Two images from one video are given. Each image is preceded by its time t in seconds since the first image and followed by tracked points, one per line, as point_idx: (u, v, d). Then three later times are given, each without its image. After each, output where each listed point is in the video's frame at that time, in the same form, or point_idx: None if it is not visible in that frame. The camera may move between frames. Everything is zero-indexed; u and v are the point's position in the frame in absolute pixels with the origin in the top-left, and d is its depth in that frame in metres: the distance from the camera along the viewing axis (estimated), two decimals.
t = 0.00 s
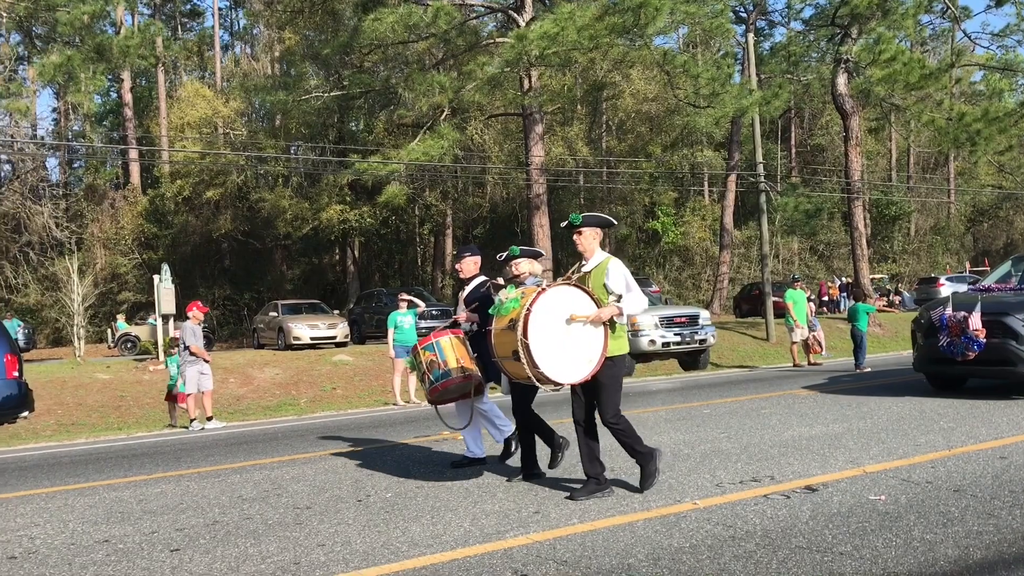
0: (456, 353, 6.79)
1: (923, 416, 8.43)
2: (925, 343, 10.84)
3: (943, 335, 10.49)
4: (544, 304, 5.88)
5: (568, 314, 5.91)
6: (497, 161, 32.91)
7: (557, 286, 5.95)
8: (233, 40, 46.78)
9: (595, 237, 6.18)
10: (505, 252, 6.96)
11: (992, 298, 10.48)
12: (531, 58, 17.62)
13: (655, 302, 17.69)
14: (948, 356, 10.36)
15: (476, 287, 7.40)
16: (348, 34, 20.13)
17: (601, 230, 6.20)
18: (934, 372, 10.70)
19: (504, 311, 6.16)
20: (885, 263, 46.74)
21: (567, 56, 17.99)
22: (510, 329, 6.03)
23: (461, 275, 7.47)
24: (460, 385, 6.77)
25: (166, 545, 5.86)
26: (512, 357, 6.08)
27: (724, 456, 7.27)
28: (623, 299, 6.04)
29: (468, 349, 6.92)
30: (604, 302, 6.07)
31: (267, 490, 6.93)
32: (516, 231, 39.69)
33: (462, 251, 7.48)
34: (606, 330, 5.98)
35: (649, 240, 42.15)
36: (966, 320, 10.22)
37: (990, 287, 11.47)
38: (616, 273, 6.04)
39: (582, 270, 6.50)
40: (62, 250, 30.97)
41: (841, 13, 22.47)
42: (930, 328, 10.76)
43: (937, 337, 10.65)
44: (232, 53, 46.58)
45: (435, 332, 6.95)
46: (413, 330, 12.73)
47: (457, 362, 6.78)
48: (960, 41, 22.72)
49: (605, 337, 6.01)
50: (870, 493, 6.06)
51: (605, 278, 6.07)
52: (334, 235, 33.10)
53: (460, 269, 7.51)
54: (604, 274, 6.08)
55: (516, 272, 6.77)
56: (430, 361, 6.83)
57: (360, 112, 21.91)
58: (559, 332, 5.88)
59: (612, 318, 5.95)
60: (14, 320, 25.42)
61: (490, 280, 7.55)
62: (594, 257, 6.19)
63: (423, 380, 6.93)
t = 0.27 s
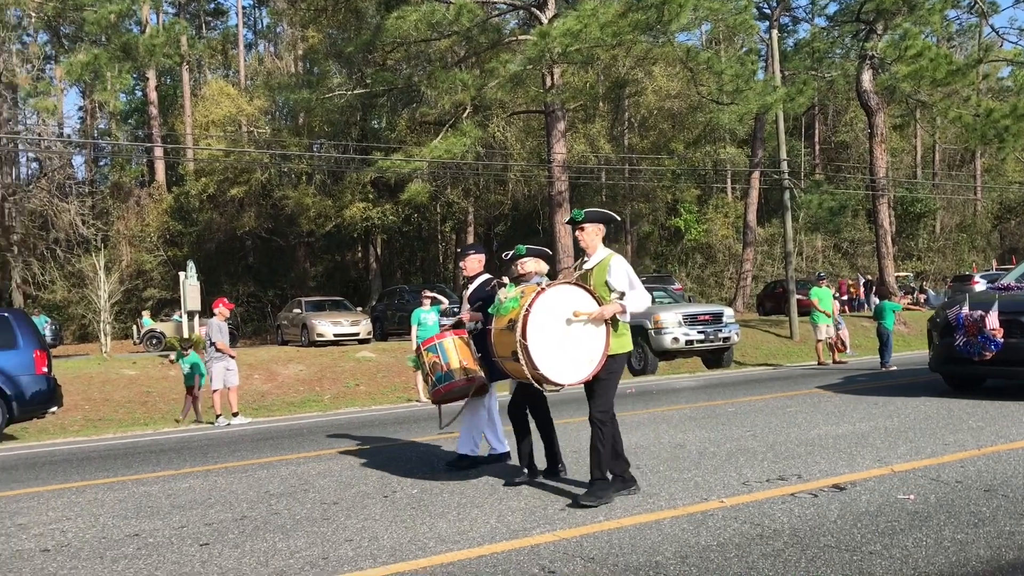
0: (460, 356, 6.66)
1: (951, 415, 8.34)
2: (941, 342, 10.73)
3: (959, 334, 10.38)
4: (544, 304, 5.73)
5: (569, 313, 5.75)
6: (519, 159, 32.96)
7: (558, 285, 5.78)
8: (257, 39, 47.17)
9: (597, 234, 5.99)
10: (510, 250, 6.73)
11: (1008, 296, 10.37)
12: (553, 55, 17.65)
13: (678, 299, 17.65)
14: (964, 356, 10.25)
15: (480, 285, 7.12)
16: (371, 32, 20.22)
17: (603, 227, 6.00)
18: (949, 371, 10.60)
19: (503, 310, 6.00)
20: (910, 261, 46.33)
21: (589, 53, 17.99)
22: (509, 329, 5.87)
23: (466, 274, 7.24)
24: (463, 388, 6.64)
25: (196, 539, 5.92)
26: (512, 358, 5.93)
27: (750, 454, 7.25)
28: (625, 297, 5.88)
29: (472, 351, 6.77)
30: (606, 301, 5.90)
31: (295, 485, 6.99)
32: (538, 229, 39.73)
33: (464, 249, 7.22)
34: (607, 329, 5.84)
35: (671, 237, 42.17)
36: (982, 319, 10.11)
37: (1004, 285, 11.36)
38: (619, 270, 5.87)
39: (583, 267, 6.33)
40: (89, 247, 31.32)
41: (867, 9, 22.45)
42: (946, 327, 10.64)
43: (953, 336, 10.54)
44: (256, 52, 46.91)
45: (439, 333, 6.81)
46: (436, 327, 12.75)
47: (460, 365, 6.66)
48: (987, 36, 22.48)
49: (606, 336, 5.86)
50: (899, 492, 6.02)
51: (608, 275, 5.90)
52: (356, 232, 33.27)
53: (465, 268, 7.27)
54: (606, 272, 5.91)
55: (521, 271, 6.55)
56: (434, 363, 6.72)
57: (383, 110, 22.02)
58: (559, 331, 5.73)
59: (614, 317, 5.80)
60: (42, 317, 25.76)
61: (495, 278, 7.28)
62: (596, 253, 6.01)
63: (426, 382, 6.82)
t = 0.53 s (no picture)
0: (462, 360, 6.55)
1: (982, 415, 8.22)
2: (960, 344, 10.55)
3: (979, 334, 10.24)
4: (546, 304, 5.60)
5: (572, 312, 5.62)
6: (543, 157, 32.95)
7: (561, 286, 5.64)
8: (283, 39, 47.55)
9: (603, 235, 5.94)
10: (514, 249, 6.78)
11: None
12: (578, 53, 17.62)
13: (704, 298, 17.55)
14: (984, 357, 10.10)
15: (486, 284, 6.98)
16: (397, 31, 20.33)
17: (609, 227, 5.94)
18: (968, 373, 10.42)
19: (504, 308, 5.88)
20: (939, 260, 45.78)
21: (614, 51, 17.95)
22: (510, 327, 5.74)
23: (474, 273, 7.20)
24: (466, 394, 6.53)
25: (225, 534, 5.96)
26: (510, 356, 5.79)
27: (778, 454, 7.20)
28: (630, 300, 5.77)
29: (476, 355, 6.63)
30: (610, 302, 5.79)
31: (323, 482, 7.03)
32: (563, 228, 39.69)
33: (472, 248, 7.14)
34: (611, 331, 5.71)
35: (696, 236, 42.07)
36: (1003, 319, 9.98)
37: None
38: (624, 272, 5.78)
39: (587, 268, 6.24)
40: (117, 246, 31.69)
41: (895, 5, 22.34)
42: (965, 328, 10.49)
43: (972, 337, 10.38)
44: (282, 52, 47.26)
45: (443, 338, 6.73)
46: (461, 325, 12.77)
47: (462, 369, 6.55)
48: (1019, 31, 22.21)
49: (609, 338, 5.73)
50: (930, 493, 5.95)
51: (613, 277, 5.81)
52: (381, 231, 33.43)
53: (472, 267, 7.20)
54: (611, 273, 5.82)
55: (526, 271, 6.41)
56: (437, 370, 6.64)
57: (408, 109, 22.10)
58: (560, 331, 5.60)
59: (618, 319, 5.68)
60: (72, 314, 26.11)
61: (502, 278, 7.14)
62: (603, 253, 5.95)
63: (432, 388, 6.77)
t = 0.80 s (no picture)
0: (472, 367, 6.65)
1: (1016, 418, 8.10)
2: (981, 346, 10.38)
3: (1001, 336, 10.09)
4: (549, 304, 5.52)
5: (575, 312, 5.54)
6: (569, 157, 32.95)
7: (563, 286, 5.57)
8: (310, 41, 47.96)
9: (608, 231, 5.76)
10: (515, 251, 6.68)
11: None
12: (603, 54, 17.61)
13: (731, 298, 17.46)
14: (1007, 359, 9.94)
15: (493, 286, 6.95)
16: (423, 33, 20.39)
17: (615, 223, 5.77)
18: (989, 376, 10.24)
19: (508, 310, 5.84)
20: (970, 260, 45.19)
21: (640, 51, 17.92)
22: (513, 329, 5.71)
23: (482, 274, 7.08)
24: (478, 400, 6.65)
25: (256, 532, 6.02)
26: (515, 359, 5.76)
27: (807, 455, 7.16)
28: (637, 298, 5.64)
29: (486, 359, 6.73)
30: (617, 301, 5.67)
31: (351, 481, 7.08)
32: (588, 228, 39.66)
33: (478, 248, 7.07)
34: (617, 331, 5.60)
35: (723, 237, 41.97)
36: None
37: None
38: (630, 269, 5.64)
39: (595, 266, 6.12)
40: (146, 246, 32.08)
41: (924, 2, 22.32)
42: (986, 330, 10.33)
43: (994, 339, 10.21)
44: (309, 54, 47.64)
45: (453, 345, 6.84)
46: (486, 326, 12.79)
47: (473, 376, 6.65)
48: None
49: (617, 338, 5.63)
50: (963, 495, 5.89)
51: (618, 275, 5.67)
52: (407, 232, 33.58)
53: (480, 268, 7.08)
54: (617, 271, 5.68)
55: (527, 271, 6.50)
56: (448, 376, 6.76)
57: (434, 110, 22.20)
58: (564, 333, 5.53)
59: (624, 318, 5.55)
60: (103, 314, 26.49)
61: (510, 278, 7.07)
62: (609, 251, 5.79)
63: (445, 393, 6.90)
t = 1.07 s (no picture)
0: (484, 377, 6.79)
1: None
2: (1001, 349, 10.18)
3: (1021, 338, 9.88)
4: (547, 308, 5.41)
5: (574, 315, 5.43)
6: (593, 158, 32.90)
7: (561, 290, 5.46)
8: (335, 44, 48.26)
9: (605, 235, 5.71)
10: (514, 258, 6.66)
11: None
12: (628, 55, 17.57)
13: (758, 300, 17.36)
14: None
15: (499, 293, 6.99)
16: (448, 35, 20.37)
17: (611, 228, 5.72)
18: (1011, 379, 10.03)
19: (505, 316, 5.73)
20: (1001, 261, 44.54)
21: (666, 52, 17.87)
22: (510, 334, 5.58)
23: (489, 278, 7.08)
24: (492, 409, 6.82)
25: (285, 532, 6.07)
26: (512, 366, 5.62)
27: (835, 457, 7.11)
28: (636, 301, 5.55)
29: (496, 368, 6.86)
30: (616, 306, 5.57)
31: (379, 482, 7.12)
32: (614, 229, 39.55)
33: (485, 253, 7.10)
34: (616, 335, 5.50)
35: (749, 238, 41.70)
36: None
37: None
38: (627, 272, 5.56)
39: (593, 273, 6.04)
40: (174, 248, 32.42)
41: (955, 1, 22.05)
42: (1007, 331, 10.13)
43: (1015, 341, 10.00)
44: (334, 57, 47.93)
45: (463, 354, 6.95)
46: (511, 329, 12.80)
47: (485, 385, 6.78)
48: None
49: (616, 343, 5.52)
50: (995, 499, 5.81)
51: (616, 278, 5.58)
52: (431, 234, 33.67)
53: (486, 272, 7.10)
54: (615, 275, 5.60)
55: (524, 275, 6.43)
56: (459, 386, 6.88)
57: (459, 112, 22.25)
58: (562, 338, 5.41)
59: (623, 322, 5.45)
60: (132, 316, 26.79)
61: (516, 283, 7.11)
62: (606, 256, 5.73)
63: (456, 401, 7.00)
